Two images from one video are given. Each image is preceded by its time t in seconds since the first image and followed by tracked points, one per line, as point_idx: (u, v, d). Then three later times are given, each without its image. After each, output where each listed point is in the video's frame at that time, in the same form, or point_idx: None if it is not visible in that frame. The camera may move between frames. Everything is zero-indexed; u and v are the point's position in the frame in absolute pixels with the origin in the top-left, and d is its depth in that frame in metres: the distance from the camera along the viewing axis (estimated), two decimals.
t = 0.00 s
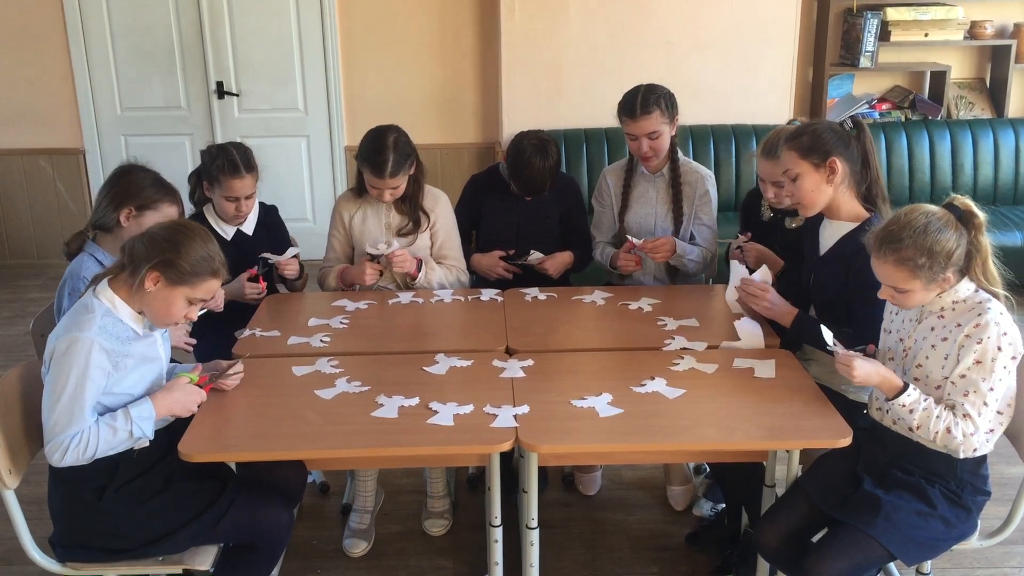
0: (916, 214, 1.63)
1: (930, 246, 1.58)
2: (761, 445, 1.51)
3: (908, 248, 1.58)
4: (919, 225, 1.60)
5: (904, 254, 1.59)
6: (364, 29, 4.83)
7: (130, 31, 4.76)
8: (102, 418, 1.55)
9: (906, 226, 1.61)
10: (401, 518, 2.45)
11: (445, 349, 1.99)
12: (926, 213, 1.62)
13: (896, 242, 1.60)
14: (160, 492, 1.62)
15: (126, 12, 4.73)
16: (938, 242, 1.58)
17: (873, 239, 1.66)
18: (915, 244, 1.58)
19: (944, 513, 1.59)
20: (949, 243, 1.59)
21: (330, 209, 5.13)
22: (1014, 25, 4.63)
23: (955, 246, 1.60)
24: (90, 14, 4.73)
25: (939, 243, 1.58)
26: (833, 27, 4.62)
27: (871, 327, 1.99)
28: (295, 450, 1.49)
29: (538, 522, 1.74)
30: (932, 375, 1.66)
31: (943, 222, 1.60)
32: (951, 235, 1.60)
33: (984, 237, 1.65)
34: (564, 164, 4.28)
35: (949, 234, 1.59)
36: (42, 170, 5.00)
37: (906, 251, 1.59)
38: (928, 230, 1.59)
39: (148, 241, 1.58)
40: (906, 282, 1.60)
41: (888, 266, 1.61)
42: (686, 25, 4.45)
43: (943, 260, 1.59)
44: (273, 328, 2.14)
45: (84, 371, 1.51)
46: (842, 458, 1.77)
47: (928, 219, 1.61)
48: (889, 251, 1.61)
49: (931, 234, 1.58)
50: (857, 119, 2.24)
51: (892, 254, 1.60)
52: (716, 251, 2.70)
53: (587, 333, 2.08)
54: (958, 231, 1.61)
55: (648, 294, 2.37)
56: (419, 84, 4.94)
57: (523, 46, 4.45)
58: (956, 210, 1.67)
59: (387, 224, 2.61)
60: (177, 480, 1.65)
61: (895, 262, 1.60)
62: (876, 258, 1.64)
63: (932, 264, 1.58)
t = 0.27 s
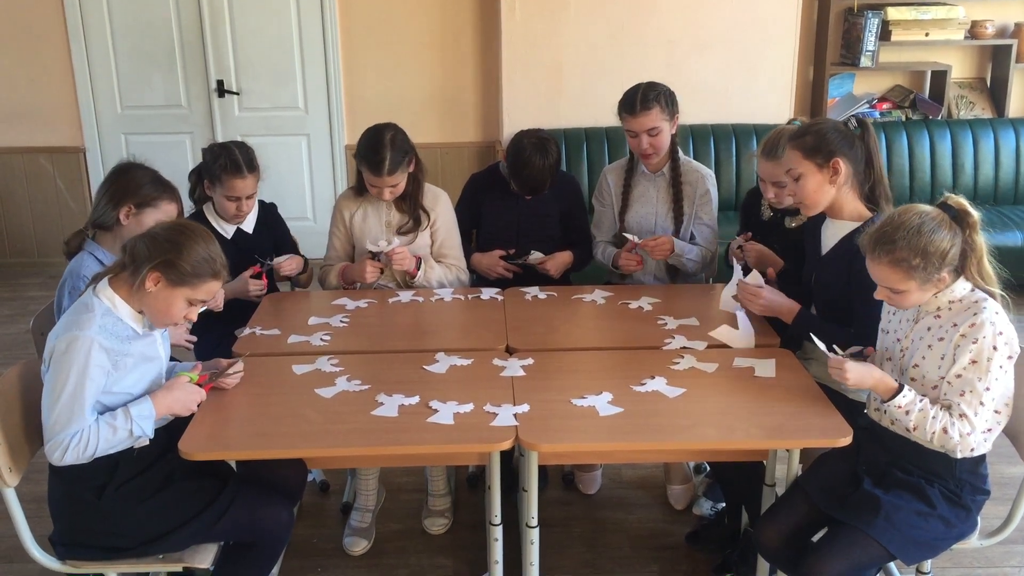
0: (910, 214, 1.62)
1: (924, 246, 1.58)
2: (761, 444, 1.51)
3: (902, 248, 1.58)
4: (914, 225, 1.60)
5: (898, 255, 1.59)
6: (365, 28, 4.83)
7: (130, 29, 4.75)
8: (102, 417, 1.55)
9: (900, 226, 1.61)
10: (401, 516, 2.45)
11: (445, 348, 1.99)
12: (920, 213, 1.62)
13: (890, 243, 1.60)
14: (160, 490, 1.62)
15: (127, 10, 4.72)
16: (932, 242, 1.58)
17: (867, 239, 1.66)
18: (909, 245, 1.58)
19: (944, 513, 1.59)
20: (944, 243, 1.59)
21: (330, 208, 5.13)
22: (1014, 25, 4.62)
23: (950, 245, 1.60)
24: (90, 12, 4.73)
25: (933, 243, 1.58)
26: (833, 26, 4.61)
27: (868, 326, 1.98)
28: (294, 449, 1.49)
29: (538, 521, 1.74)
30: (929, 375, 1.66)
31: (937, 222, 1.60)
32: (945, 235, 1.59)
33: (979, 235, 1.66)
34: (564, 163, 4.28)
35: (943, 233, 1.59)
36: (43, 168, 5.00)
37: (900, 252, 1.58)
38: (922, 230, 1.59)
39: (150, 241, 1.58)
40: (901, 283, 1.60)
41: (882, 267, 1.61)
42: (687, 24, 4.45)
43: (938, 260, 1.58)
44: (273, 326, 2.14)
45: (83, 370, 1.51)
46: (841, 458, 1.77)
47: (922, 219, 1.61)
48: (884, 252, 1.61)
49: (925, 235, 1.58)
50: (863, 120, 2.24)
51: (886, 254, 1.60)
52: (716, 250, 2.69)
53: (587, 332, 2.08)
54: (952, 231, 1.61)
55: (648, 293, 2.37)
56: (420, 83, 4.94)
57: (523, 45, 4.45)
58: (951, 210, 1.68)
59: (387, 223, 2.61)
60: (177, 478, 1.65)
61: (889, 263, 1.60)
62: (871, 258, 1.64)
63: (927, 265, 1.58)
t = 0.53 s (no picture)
0: (905, 215, 1.63)
1: (919, 248, 1.58)
2: (760, 443, 1.51)
3: (897, 250, 1.58)
4: (909, 226, 1.60)
5: (893, 257, 1.59)
6: (365, 27, 4.83)
7: (130, 28, 4.75)
8: (100, 416, 1.55)
9: (895, 228, 1.61)
10: (400, 515, 2.45)
11: (444, 347, 1.99)
12: (915, 214, 1.62)
13: (885, 245, 1.60)
14: (160, 489, 1.62)
15: (127, 9, 4.72)
16: (927, 243, 1.58)
17: (863, 241, 1.66)
18: (904, 246, 1.58)
19: (943, 513, 1.59)
20: (939, 244, 1.59)
21: (330, 207, 5.13)
22: (1014, 25, 4.62)
23: (946, 246, 1.59)
24: (90, 11, 4.73)
25: (929, 244, 1.58)
26: (833, 26, 4.61)
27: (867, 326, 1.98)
28: (294, 448, 1.49)
29: (537, 520, 1.74)
30: (927, 376, 1.66)
31: (932, 223, 1.60)
32: (941, 236, 1.59)
33: (976, 235, 1.65)
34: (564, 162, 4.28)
35: (938, 234, 1.59)
36: (42, 167, 5.00)
37: (895, 253, 1.59)
38: (917, 232, 1.59)
39: (151, 241, 1.58)
40: (897, 284, 1.60)
41: (878, 269, 1.61)
42: (687, 24, 4.45)
43: (934, 261, 1.58)
44: (273, 325, 2.14)
45: (83, 369, 1.51)
46: (840, 458, 1.77)
47: (917, 221, 1.61)
48: (879, 254, 1.61)
49: (919, 236, 1.58)
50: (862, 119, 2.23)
51: (881, 256, 1.60)
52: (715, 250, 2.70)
53: (587, 331, 2.08)
54: (948, 231, 1.61)
55: (648, 292, 2.37)
56: (420, 82, 4.94)
57: (524, 45, 4.45)
58: (947, 210, 1.68)
59: (386, 222, 2.61)
60: (176, 477, 1.66)
61: (885, 265, 1.60)
62: (867, 260, 1.64)
63: (922, 266, 1.58)
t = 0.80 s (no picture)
0: (902, 216, 1.63)
1: (916, 248, 1.58)
2: (760, 443, 1.51)
3: (895, 250, 1.58)
4: (906, 227, 1.60)
5: (891, 257, 1.59)
6: (364, 27, 4.83)
7: (129, 27, 4.75)
8: (100, 416, 1.54)
9: (892, 228, 1.61)
10: (399, 515, 2.44)
11: (444, 347, 1.99)
12: (912, 214, 1.62)
13: (882, 246, 1.60)
14: (159, 489, 1.62)
15: (126, 8, 4.72)
16: (925, 244, 1.58)
17: (860, 242, 1.66)
18: (901, 246, 1.58)
19: (942, 513, 1.59)
20: (937, 244, 1.59)
21: (329, 207, 5.13)
22: (1014, 25, 4.63)
23: (943, 246, 1.59)
24: (89, 10, 4.73)
25: (926, 244, 1.58)
26: (833, 26, 4.62)
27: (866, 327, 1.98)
28: (293, 448, 1.49)
29: (537, 520, 1.74)
30: (926, 377, 1.66)
31: (930, 223, 1.60)
32: (938, 236, 1.59)
33: (973, 235, 1.65)
34: (564, 162, 4.28)
35: (936, 234, 1.59)
36: (42, 167, 5.00)
37: (892, 254, 1.59)
38: (914, 232, 1.59)
39: (153, 241, 1.58)
40: (895, 285, 1.61)
41: (875, 269, 1.61)
42: (686, 24, 4.45)
43: (931, 261, 1.58)
44: (272, 325, 2.14)
45: (82, 368, 1.51)
46: (839, 458, 1.77)
47: (914, 221, 1.61)
48: (877, 254, 1.61)
49: (916, 237, 1.58)
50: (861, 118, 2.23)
51: (878, 257, 1.60)
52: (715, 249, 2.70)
53: (586, 331, 2.07)
54: (945, 231, 1.61)
55: (647, 292, 2.37)
56: (419, 82, 4.94)
57: (523, 44, 4.45)
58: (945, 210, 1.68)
59: (386, 221, 2.61)
60: (176, 477, 1.65)
61: (882, 265, 1.60)
62: (864, 261, 1.64)
63: (919, 266, 1.58)
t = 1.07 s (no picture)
0: (902, 216, 1.63)
1: (917, 249, 1.58)
2: (760, 443, 1.51)
3: (895, 251, 1.58)
4: (906, 227, 1.60)
5: (891, 258, 1.59)
6: (365, 27, 4.83)
7: (130, 27, 4.75)
8: (100, 416, 1.54)
9: (893, 229, 1.61)
10: (400, 515, 2.44)
11: (444, 347, 1.99)
12: (912, 215, 1.62)
13: (883, 246, 1.60)
14: (159, 489, 1.62)
15: (126, 8, 4.72)
16: (925, 244, 1.58)
17: (860, 243, 1.66)
18: (902, 247, 1.58)
19: (942, 513, 1.59)
20: (937, 244, 1.59)
21: (330, 208, 5.13)
22: (1014, 25, 4.63)
23: (944, 246, 1.59)
24: (90, 10, 4.73)
25: (926, 244, 1.58)
26: (833, 26, 4.61)
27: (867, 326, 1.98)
28: (293, 448, 1.49)
29: (537, 520, 1.74)
30: (927, 377, 1.66)
31: (930, 223, 1.60)
32: (939, 236, 1.59)
33: (974, 234, 1.65)
34: (564, 162, 4.28)
35: (936, 235, 1.59)
36: (42, 167, 5.00)
37: (893, 255, 1.59)
38: (914, 233, 1.59)
39: (155, 242, 1.58)
40: (895, 285, 1.60)
41: (876, 270, 1.61)
42: (687, 24, 4.45)
43: (931, 261, 1.58)
44: (273, 325, 2.14)
45: (83, 369, 1.51)
46: (840, 458, 1.77)
47: (914, 221, 1.61)
48: (877, 255, 1.61)
49: (916, 237, 1.58)
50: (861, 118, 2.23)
51: (878, 258, 1.60)
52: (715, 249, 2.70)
53: (587, 331, 2.07)
54: (946, 231, 1.61)
55: (647, 292, 2.37)
56: (420, 81, 4.94)
57: (524, 44, 4.45)
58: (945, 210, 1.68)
59: (386, 221, 2.61)
60: (176, 477, 1.65)
61: (883, 266, 1.60)
62: (865, 262, 1.64)
63: (920, 267, 1.58)
